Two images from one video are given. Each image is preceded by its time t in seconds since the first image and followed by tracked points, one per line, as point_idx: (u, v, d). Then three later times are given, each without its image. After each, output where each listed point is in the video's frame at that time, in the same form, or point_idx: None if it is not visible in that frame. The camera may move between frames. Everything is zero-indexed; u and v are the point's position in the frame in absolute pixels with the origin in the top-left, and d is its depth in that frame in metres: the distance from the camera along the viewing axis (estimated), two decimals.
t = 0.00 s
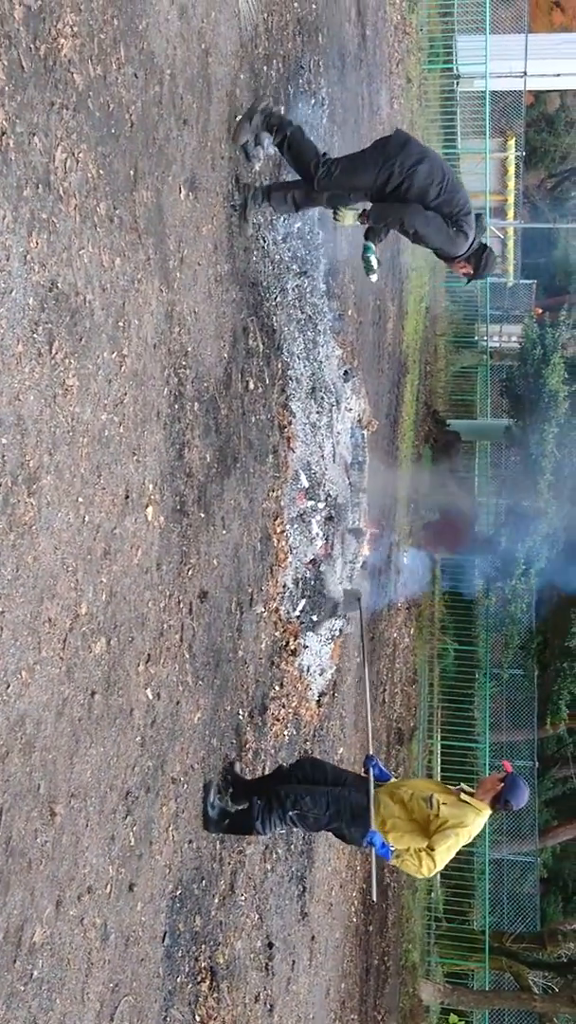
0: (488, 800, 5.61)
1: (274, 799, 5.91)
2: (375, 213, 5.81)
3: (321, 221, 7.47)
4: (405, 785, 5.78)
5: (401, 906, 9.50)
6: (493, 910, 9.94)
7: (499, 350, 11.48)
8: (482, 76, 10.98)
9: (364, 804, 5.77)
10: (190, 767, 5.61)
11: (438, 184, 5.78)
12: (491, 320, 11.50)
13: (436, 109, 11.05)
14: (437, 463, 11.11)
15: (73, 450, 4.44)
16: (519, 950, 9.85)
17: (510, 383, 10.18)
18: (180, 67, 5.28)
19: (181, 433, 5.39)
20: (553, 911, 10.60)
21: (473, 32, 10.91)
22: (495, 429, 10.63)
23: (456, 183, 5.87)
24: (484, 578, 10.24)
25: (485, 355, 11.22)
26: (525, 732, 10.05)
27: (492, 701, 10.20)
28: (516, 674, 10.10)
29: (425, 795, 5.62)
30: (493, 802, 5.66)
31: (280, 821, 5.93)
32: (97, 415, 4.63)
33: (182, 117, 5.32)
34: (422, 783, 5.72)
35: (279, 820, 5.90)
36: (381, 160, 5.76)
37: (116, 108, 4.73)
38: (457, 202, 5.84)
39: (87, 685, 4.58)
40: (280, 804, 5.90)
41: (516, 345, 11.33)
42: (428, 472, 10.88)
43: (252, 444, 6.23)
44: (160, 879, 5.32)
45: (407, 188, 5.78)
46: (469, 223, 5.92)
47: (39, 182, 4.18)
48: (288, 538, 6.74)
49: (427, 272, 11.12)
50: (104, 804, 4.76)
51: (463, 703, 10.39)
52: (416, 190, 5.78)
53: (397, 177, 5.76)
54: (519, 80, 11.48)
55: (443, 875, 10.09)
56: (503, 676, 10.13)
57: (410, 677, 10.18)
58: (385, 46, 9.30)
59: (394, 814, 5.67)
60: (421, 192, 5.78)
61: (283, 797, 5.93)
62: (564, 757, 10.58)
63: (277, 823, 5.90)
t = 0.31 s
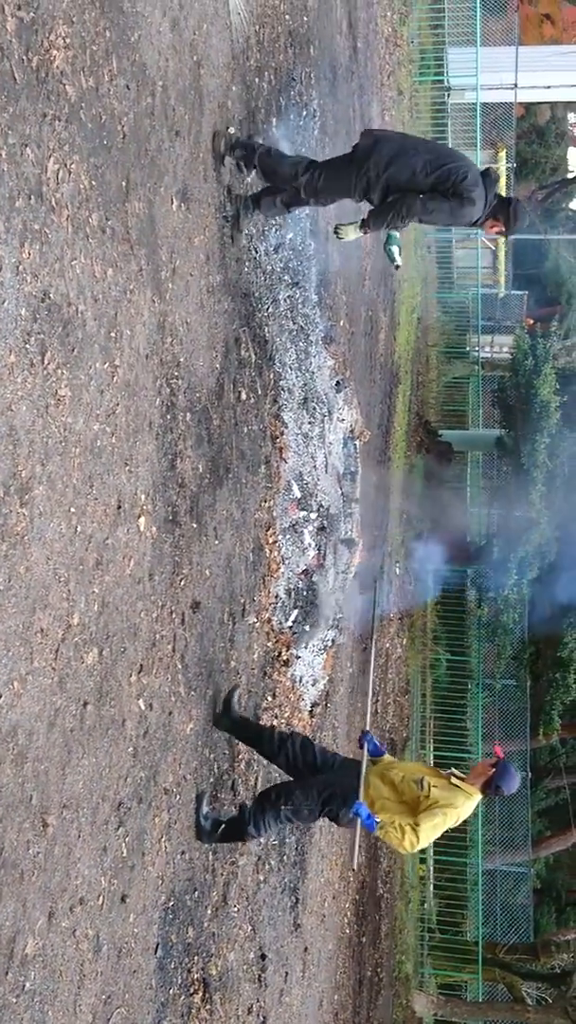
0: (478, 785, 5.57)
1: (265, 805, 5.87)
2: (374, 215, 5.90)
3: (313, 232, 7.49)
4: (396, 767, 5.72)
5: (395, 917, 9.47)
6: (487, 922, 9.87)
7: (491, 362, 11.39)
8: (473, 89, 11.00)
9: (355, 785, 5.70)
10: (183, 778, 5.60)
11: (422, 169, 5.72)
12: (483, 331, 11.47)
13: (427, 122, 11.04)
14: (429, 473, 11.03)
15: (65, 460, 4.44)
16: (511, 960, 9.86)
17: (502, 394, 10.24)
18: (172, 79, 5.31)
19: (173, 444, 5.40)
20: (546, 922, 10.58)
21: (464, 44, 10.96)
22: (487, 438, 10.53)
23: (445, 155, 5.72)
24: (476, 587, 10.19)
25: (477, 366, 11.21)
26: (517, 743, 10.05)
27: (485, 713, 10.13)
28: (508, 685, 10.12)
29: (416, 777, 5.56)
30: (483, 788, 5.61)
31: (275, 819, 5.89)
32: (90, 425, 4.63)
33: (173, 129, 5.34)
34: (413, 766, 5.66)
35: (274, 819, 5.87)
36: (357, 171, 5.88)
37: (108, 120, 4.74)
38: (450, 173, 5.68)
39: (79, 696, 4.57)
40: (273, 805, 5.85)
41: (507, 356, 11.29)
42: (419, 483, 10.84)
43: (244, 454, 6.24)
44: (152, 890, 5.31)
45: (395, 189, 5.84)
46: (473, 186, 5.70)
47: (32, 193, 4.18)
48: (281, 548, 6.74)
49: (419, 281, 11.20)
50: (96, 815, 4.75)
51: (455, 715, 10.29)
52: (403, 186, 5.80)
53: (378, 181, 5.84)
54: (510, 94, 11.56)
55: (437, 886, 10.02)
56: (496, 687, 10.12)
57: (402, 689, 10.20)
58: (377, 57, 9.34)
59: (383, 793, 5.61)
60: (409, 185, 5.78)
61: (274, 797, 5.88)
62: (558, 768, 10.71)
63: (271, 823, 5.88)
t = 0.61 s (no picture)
0: (485, 745, 5.59)
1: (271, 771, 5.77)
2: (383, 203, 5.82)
3: (310, 238, 7.50)
4: (402, 727, 5.75)
5: (392, 923, 9.45)
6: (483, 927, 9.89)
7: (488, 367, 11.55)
8: (470, 96, 11.05)
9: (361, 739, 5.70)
10: (178, 784, 5.60)
11: (423, 156, 5.70)
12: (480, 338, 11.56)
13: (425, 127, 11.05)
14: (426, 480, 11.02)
15: (61, 465, 4.43)
16: (508, 967, 9.93)
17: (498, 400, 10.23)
18: (169, 85, 5.32)
19: (170, 449, 5.40)
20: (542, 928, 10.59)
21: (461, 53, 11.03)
22: (485, 444, 10.72)
23: (444, 141, 5.68)
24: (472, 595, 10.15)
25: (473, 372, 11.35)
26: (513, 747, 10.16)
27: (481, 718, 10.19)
28: (505, 691, 10.16)
29: (425, 738, 5.60)
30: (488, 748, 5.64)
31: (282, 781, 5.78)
32: (86, 430, 4.63)
33: (171, 135, 5.35)
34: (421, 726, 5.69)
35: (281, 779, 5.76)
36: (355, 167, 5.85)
37: (105, 126, 4.75)
38: (450, 160, 5.64)
39: (75, 701, 4.56)
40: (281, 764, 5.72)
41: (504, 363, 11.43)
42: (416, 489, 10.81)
43: (241, 460, 6.25)
44: (148, 895, 5.30)
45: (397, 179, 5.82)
46: (477, 170, 5.62)
47: (29, 199, 4.19)
48: (277, 553, 6.74)
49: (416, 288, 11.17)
50: (92, 820, 4.74)
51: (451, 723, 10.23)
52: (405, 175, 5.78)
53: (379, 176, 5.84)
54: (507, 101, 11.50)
55: (432, 892, 9.98)
56: (492, 693, 10.16)
57: (399, 693, 10.06)
58: (374, 63, 9.37)
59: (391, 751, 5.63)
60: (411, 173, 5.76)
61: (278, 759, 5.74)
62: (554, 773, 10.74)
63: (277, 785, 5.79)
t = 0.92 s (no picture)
0: (486, 720, 5.69)
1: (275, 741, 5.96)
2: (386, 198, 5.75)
3: (305, 245, 7.50)
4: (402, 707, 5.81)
5: (387, 932, 9.44)
6: (479, 937, 9.93)
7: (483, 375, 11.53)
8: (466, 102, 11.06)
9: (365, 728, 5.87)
10: (174, 792, 5.59)
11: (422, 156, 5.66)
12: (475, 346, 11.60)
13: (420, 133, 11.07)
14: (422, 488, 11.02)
15: (57, 473, 4.42)
16: (505, 976, 9.59)
17: (493, 407, 10.23)
18: (165, 93, 5.33)
19: (165, 457, 5.39)
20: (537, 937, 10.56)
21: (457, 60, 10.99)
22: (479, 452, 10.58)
23: (441, 137, 5.60)
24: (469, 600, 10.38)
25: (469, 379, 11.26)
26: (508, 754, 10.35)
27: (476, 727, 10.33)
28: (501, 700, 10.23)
29: (425, 715, 5.65)
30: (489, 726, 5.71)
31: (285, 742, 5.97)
32: (82, 438, 4.62)
33: (166, 142, 5.35)
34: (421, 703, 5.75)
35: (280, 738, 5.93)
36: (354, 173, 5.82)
37: (101, 133, 4.75)
38: (449, 157, 5.60)
39: (70, 709, 4.55)
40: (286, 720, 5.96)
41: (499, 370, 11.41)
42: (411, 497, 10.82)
43: (236, 468, 6.25)
44: (143, 904, 5.28)
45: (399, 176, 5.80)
46: (476, 163, 5.61)
47: (25, 206, 4.18)
48: (273, 561, 6.74)
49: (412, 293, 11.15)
50: (87, 829, 4.72)
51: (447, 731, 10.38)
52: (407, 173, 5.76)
53: (379, 176, 5.80)
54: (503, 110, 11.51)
55: (428, 897, 10.13)
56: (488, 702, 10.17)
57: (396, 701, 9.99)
58: (369, 71, 9.39)
59: (394, 731, 5.69)
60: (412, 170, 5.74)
61: (284, 721, 5.98)
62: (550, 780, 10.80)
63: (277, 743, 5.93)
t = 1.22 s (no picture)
0: (478, 708, 5.63)
1: (272, 728, 5.92)
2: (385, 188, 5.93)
3: (300, 255, 7.51)
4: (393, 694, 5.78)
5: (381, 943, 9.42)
6: (474, 948, 9.78)
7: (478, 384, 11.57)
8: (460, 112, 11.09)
9: (352, 716, 5.68)
10: (169, 803, 5.58)
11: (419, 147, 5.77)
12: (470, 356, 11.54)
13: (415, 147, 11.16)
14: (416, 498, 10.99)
15: (51, 484, 4.42)
16: (500, 987, 9.74)
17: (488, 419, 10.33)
18: (160, 104, 5.35)
19: (160, 468, 5.39)
20: (532, 948, 10.49)
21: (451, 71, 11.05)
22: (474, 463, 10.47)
23: (436, 126, 5.70)
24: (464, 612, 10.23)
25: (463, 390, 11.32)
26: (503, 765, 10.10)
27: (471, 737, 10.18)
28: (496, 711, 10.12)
29: (415, 704, 5.64)
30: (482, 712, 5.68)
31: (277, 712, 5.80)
32: (77, 449, 4.62)
33: (162, 153, 5.36)
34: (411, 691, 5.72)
35: (271, 706, 5.75)
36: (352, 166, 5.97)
37: (97, 144, 4.76)
38: (444, 147, 5.74)
39: (65, 720, 4.53)
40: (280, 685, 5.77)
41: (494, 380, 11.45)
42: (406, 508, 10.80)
43: (231, 478, 6.26)
44: (138, 916, 5.26)
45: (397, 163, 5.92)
46: (471, 148, 5.75)
47: (20, 217, 4.19)
48: (268, 571, 6.74)
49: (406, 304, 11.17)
50: (82, 840, 4.71)
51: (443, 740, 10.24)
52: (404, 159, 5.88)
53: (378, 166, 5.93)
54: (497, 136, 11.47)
55: (423, 909, 10.03)
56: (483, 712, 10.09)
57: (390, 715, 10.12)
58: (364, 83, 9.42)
59: (383, 719, 5.69)
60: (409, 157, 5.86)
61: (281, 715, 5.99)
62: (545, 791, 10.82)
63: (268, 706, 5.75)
